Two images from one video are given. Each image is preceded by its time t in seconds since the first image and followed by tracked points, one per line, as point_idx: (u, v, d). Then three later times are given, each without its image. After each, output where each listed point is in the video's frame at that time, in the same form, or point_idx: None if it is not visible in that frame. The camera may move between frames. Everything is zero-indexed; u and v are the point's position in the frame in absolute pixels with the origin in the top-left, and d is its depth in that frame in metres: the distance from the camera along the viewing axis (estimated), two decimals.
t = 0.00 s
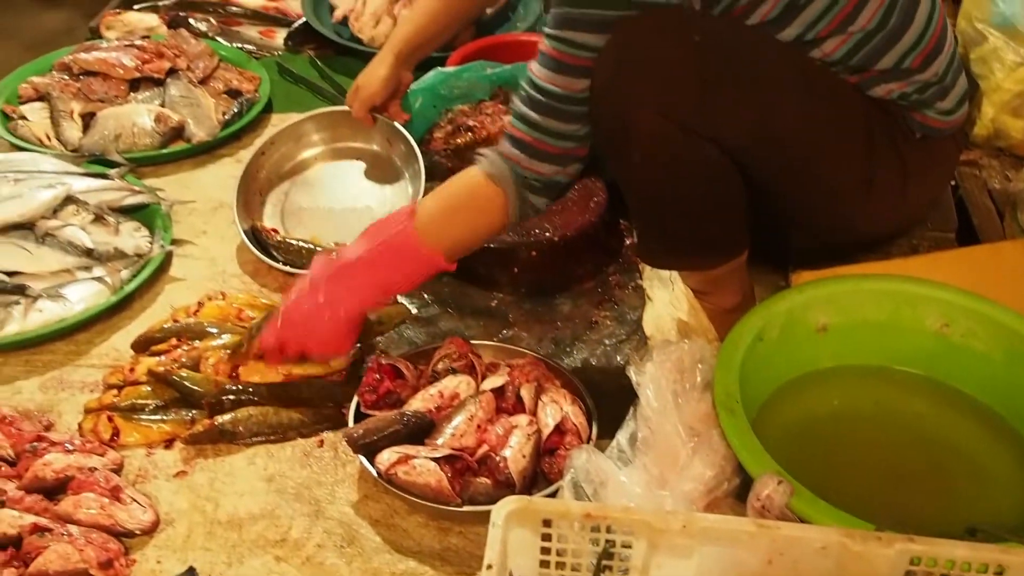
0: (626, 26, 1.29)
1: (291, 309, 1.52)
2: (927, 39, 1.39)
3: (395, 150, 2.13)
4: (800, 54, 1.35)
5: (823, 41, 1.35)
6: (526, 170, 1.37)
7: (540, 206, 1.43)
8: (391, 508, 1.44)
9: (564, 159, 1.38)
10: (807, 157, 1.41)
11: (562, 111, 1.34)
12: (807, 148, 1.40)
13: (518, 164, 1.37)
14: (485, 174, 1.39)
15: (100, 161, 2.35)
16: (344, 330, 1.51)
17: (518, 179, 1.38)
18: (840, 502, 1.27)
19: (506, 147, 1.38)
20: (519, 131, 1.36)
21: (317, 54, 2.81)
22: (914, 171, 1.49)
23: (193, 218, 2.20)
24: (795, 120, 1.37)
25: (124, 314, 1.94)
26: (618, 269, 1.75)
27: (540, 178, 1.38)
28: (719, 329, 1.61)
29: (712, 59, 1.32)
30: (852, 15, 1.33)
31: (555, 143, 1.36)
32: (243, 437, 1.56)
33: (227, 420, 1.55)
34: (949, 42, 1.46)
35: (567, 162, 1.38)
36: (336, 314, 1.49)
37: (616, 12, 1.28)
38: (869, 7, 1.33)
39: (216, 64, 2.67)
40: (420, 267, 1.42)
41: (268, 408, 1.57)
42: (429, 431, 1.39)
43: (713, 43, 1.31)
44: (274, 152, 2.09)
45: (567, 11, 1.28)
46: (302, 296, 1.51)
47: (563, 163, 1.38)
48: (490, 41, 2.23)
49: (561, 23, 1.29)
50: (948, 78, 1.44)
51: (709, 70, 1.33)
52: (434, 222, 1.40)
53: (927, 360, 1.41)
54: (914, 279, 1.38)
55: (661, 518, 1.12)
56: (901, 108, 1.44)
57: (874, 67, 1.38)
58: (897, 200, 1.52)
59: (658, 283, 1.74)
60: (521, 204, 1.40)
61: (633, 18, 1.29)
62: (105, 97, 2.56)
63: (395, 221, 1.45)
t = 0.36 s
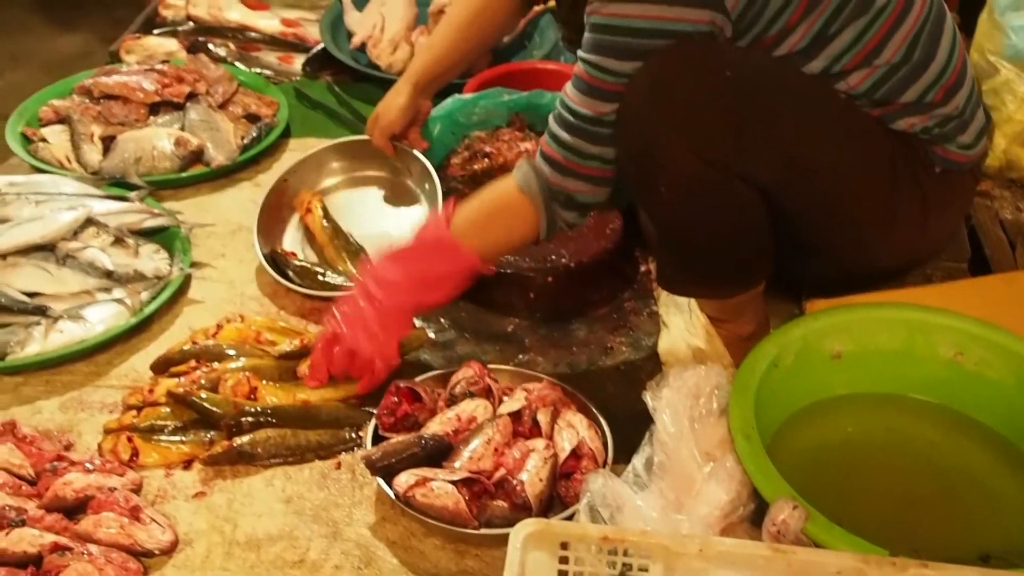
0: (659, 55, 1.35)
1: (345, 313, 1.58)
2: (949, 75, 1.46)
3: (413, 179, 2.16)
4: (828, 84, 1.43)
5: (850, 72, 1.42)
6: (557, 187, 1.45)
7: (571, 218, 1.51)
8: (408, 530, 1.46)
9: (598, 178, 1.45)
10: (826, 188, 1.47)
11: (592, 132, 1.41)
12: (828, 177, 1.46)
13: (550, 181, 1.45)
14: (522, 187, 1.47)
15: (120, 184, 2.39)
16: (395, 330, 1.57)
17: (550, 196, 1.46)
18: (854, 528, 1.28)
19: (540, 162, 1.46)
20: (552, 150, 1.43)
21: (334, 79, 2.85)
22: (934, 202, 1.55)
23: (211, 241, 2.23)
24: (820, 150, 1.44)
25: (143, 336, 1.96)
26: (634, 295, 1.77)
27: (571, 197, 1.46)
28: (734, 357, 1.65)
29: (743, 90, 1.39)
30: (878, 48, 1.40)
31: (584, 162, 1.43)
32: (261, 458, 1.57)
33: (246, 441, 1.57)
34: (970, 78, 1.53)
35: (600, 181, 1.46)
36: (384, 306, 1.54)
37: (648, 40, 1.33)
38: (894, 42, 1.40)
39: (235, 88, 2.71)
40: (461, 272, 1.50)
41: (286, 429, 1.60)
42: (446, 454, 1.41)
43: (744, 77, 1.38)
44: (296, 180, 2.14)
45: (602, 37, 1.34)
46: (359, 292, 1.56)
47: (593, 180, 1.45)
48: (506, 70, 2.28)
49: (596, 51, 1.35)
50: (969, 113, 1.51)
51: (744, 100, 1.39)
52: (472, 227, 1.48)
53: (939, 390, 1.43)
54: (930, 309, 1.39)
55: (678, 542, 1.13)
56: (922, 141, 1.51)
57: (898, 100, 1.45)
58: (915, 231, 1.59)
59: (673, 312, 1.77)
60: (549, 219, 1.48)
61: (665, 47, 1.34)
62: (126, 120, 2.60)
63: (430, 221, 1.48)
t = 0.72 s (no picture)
0: (666, 96, 1.37)
1: (331, 330, 1.71)
2: (957, 112, 1.50)
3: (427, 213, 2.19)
4: (839, 122, 1.47)
5: (860, 109, 1.46)
6: (550, 222, 1.50)
7: (565, 251, 1.56)
8: (422, 562, 1.47)
9: (597, 211, 1.50)
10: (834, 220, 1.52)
11: (595, 170, 1.45)
12: (834, 210, 1.51)
13: (542, 214, 1.50)
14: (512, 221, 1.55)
15: (134, 212, 2.40)
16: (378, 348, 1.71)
17: (541, 229, 1.52)
18: (871, 563, 1.27)
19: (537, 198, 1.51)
20: (553, 185, 1.47)
21: (348, 109, 2.89)
22: (942, 235, 1.59)
23: (225, 270, 2.25)
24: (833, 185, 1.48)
25: (157, 365, 1.97)
26: (646, 326, 1.83)
27: (565, 232, 1.51)
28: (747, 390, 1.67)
29: (756, 128, 1.43)
30: (887, 87, 1.44)
31: (581, 198, 1.47)
32: (275, 489, 1.58)
33: (260, 471, 1.58)
34: (979, 114, 1.57)
35: (596, 216, 1.51)
36: (377, 322, 1.71)
37: (652, 82, 1.36)
38: (902, 81, 1.44)
39: (248, 116, 2.72)
40: (452, 292, 1.68)
41: (300, 459, 1.60)
42: (461, 486, 1.41)
43: (753, 117, 1.42)
44: (310, 213, 2.16)
45: (606, 79, 1.37)
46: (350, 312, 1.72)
47: (588, 216, 1.50)
48: (517, 101, 2.30)
49: (602, 93, 1.38)
50: (978, 148, 1.55)
51: (760, 138, 1.43)
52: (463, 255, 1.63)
53: (951, 423, 1.43)
54: (940, 342, 1.41)
55: None
56: (933, 177, 1.55)
57: (909, 135, 1.49)
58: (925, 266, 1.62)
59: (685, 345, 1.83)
60: (540, 251, 1.55)
61: (671, 89, 1.37)
62: (139, 147, 2.62)
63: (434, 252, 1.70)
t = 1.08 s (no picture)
0: (666, 133, 1.42)
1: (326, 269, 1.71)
2: (957, 145, 1.52)
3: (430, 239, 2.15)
4: (841, 155, 1.49)
5: (861, 143, 1.48)
6: (562, 261, 1.55)
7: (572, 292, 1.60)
8: None
9: (603, 254, 1.54)
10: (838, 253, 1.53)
11: (600, 211, 1.49)
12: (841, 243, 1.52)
13: (556, 253, 1.55)
14: (525, 248, 1.59)
15: (140, 237, 2.40)
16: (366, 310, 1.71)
17: (552, 267, 1.57)
18: None
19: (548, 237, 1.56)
20: (560, 225, 1.53)
21: (353, 135, 2.91)
22: (947, 267, 1.60)
23: (230, 295, 2.26)
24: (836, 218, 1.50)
25: (162, 391, 1.97)
26: (652, 355, 1.85)
27: (574, 272, 1.55)
28: (754, 419, 1.69)
29: (760, 160, 1.46)
30: (887, 121, 1.47)
31: (592, 240, 1.52)
32: (282, 516, 1.58)
33: (266, 499, 1.58)
34: (980, 146, 1.59)
35: (603, 257, 1.55)
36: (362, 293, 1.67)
37: (651, 120, 1.41)
38: (902, 115, 1.47)
39: (254, 143, 2.75)
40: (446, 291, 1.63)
41: (307, 487, 1.61)
42: (469, 515, 1.41)
43: (756, 152, 1.45)
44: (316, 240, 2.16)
45: (603, 119, 1.43)
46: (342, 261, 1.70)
47: (596, 257, 1.54)
48: (522, 129, 2.32)
49: (601, 133, 1.44)
50: (980, 181, 1.57)
51: (763, 171, 1.47)
52: (472, 267, 1.61)
53: (960, 456, 1.44)
54: (950, 376, 1.41)
55: None
56: (937, 208, 1.56)
57: (910, 168, 1.51)
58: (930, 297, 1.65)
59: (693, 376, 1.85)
60: (548, 285, 1.59)
61: (670, 126, 1.41)
62: (145, 173, 2.63)
63: (436, 251, 1.63)
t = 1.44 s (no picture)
0: (638, 151, 1.46)
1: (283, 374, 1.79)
2: (950, 162, 1.55)
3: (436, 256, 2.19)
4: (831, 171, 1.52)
5: (847, 160, 1.52)
6: (488, 250, 1.57)
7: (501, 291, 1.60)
8: None
9: (535, 255, 1.55)
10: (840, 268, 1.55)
11: (544, 210, 1.51)
12: (844, 259, 1.54)
13: (484, 242, 1.58)
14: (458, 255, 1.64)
15: (146, 248, 2.41)
16: (343, 390, 1.79)
17: (477, 260, 1.59)
18: None
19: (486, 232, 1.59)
20: (505, 222, 1.55)
21: (358, 147, 2.93)
22: (943, 289, 1.64)
23: (235, 307, 2.28)
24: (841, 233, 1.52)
25: (168, 402, 1.98)
26: (657, 369, 1.89)
27: (499, 263, 1.56)
28: (758, 434, 1.71)
29: (741, 173, 1.48)
30: (873, 140, 1.49)
31: (522, 235, 1.54)
32: (289, 528, 1.59)
33: (274, 510, 1.58)
34: (974, 161, 1.61)
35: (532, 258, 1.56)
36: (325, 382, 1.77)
37: (623, 137, 1.45)
38: (888, 133, 1.49)
39: (259, 154, 2.76)
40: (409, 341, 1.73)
41: (314, 499, 1.62)
42: (475, 528, 1.42)
43: (761, 159, 1.48)
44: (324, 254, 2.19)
45: (572, 127, 1.46)
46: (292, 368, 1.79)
47: (524, 255, 1.55)
48: (527, 143, 2.34)
49: (568, 139, 1.47)
50: (973, 200, 1.59)
51: (768, 189, 1.49)
52: (418, 302, 1.69)
53: (965, 470, 1.45)
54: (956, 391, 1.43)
55: None
56: (926, 228, 1.60)
57: (899, 187, 1.55)
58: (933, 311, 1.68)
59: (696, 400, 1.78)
60: (475, 282, 1.60)
61: (640, 145, 1.46)
62: (151, 184, 2.65)
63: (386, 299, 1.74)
